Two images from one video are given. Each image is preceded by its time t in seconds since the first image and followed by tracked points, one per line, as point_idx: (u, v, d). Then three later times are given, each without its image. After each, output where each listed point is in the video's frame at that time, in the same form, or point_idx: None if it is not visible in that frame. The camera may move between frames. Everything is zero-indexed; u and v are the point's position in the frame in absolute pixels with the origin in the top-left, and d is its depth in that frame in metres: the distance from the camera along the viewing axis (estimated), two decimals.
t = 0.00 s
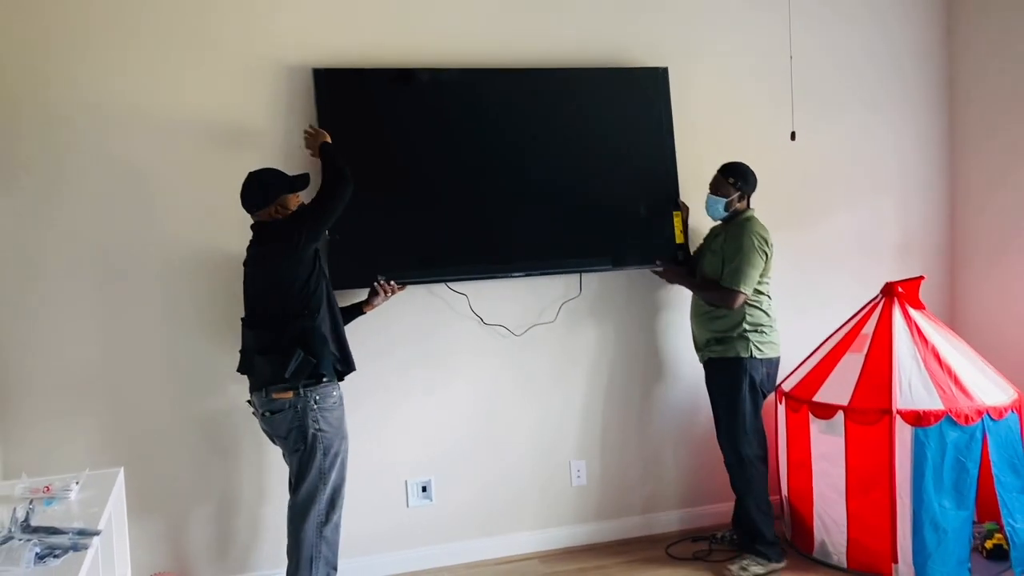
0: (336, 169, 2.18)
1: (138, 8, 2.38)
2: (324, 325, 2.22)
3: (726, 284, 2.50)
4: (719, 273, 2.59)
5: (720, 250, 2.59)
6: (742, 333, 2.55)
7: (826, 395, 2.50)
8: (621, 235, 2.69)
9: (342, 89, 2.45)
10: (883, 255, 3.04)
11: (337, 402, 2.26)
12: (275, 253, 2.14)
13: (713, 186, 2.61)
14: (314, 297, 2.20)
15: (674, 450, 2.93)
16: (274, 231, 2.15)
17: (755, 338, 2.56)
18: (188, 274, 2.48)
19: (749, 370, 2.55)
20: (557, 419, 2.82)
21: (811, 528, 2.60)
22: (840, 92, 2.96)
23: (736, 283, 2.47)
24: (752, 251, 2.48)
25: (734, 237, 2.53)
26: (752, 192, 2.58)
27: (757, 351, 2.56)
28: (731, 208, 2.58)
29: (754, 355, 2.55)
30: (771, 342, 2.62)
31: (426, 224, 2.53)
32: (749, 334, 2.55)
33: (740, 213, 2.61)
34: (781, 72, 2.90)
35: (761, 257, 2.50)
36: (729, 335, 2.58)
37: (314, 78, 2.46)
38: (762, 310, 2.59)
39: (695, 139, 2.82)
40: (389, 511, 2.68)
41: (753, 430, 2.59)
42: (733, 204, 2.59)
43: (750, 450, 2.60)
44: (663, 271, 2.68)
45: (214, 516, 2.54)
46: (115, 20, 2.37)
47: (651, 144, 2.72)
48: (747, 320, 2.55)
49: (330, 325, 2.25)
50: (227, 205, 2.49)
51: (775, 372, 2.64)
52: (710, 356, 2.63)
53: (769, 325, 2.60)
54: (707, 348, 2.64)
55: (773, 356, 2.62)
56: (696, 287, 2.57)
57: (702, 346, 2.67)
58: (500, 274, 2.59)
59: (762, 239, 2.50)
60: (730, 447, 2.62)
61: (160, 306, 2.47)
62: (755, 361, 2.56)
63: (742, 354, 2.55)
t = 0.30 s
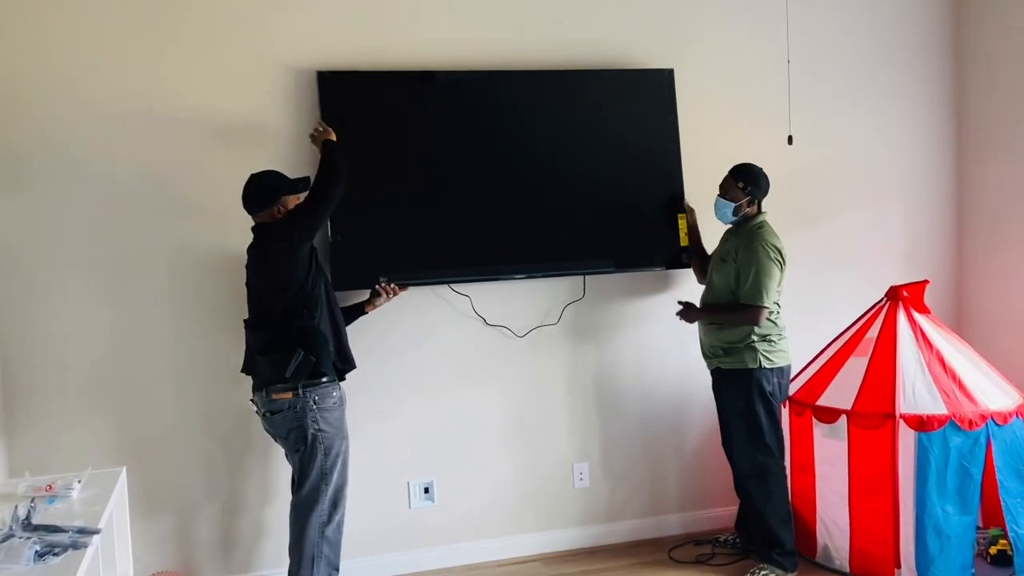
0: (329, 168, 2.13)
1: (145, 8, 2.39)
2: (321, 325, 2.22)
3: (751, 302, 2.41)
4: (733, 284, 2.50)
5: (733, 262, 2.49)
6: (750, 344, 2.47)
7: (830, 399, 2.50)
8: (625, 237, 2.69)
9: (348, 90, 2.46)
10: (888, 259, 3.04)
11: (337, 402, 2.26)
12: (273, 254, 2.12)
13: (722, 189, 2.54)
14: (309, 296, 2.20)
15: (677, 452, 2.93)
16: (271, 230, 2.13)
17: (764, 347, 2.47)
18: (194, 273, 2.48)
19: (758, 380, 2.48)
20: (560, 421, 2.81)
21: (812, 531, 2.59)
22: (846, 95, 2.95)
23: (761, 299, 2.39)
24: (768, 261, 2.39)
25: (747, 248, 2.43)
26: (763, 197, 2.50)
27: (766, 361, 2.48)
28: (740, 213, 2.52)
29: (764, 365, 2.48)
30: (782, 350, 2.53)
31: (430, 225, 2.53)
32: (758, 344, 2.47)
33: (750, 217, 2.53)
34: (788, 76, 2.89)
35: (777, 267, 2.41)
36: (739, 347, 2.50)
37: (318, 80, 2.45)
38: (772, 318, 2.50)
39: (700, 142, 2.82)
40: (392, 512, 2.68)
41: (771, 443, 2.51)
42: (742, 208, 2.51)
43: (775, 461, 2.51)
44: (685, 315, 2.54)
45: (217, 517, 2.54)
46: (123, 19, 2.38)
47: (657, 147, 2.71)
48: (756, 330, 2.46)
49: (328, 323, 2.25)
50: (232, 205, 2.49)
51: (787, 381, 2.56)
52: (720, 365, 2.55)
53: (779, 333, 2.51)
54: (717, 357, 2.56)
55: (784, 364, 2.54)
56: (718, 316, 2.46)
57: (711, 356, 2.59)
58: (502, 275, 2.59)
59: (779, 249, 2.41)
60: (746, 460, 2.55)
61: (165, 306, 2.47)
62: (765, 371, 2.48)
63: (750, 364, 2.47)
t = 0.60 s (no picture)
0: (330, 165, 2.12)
1: (155, 7, 2.40)
2: (327, 319, 2.22)
3: (774, 312, 2.36)
4: (753, 293, 2.48)
5: (750, 270, 2.46)
6: (768, 349, 2.45)
7: (836, 402, 2.49)
8: (633, 239, 2.68)
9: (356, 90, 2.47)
10: (896, 262, 3.03)
11: (340, 399, 2.26)
12: (278, 250, 2.12)
13: (730, 194, 2.52)
14: (315, 293, 2.20)
15: (682, 454, 2.92)
16: (276, 227, 2.14)
17: (781, 351, 2.46)
18: (202, 271, 2.49)
19: (777, 384, 2.46)
20: (567, 422, 2.81)
21: (818, 535, 2.57)
22: (855, 97, 2.95)
23: (786, 308, 2.34)
24: (786, 267, 2.35)
25: (763, 256, 2.39)
26: (772, 201, 2.49)
27: (784, 365, 2.47)
28: (747, 218, 2.51)
29: (782, 369, 2.46)
30: (800, 354, 2.52)
31: (436, 224, 2.53)
32: (776, 348, 2.45)
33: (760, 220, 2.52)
34: (796, 78, 2.89)
35: (796, 273, 2.38)
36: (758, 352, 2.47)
37: (324, 80, 2.47)
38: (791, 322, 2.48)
39: (708, 143, 2.82)
40: (397, 511, 2.67)
41: (792, 447, 2.48)
42: (749, 212, 2.50)
43: (795, 469, 2.50)
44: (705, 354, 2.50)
45: (222, 515, 2.54)
46: (132, 18, 2.39)
47: (666, 148, 2.71)
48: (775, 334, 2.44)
49: (334, 319, 2.26)
50: (241, 202, 2.49)
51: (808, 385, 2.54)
52: (736, 370, 2.53)
53: (796, 336, 2.50)
54: (733, 363, 2.54)
55: (802, 368, 2.52)
56: (742, 340, 2.41)
57: (727, 362, 2.57)
58: (505, 276, 2.58)
59: (795, 255, 2.38)
60: (769, 465, 2.50)
61: (173, 303, 2.47)
62: (783, 375, 2.47)
63: (768, 369, 2.46)
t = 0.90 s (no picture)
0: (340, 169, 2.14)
1: (168, 8, 2.41)
2: (337, 319, 2.23)
3: (791, 321, 2.35)
4: (767, 299, 2.47)
5: (765, 277, 2.45)
6: (784, 355, 2.44)
7: (847, 405, 2.48)
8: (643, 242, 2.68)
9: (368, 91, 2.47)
10: (907, 264, 3.02)
11: (348, 400, 2.26)
12: (288, 250, 2.13)
13: (742, 201, 2.51)
14: (325, 295, 2.20)
15: (691, 456, 2.92)
16: (286, 229, 2.16)
17: (798, 356, 2.45)
18: (213, 272, 2.50)
19: (794, 390, 2.46)
20: (576, 425, 2.81)
21: (828, 539, 2.56)
22: (866, 99, 2.94)
23: (803, 316, 2.33)
24: (802, 275, 2.35)
25: (778, 263, 2.39)
26: (785, 208, 2.47)
27: (801, 370, 2.46)
28: (760, 224, 2.50)
29: (798, 375, 2.45)
30: (817, 358, 2.50)
31: (446, 226, 2.53)
32: (792, 353, 2.44)
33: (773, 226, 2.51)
34: (807, 79, 2.88)
35: (811, 281, 2.38)
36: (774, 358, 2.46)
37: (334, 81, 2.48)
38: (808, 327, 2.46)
39: (718, 145, 2.82)
40: (407, 512, 2.68)
41: (808, 451, 2.47)
42: (762, 218, 2.49)
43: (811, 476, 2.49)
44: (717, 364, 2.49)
45: (232, 515, 2.55)
46: (145, 20, 2.40)
47: (675, 150, 2.70)
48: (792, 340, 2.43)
49: (344, 320, 2.26)
50: (252, 204, 2.50)
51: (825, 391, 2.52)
52: (752, 375, 2.53)
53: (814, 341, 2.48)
54: (749, 368, 2.54)
55: (820, 372, 2.51)
56: (757, 348, 2.41)
57: (742, 367, 2.56)
58: (514, 279, 2.58)
59: (810, 263, 2.37)
60: (784, 470, 2.50)
61: (184, 304, 2.48)
62: (799, 381, 2.46)
63: (785, 375, 2.45)
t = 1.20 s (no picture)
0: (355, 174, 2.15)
1: (179, 11, 2.42)
2: (348, 323, 2.23)
3: (792, 322, 2.35)
4: (775, 300, 2.47)
5: (774, 277, 2.45)
6: (791, 356, 2.43)
7: (858, 408, 2.47)
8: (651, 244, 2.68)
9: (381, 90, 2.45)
10: (918, 266, 3.00)
11: (358, 402, 2.27)
12: (301, 251, 2.15)
13: (757, 204, 2.50)
14: (336, 298, 2.21)
15: (700, 459, 2.91)
16: (299, 231, 2.17)
17: (807, 358, 2.44)
18: (223, 274, 2.51)
19: (802, 392, 2.46)
20: (585, 427, 2.81)
21: (839, 543, 2.55)
22: (877, 100, 2.93)
23: (806, 318, 2.33)
24: (810, 278, 2.34)
25: (788, 264, 2.38)
26: (799, 212, 2.47)
27: (809, 372, 2.45)
28: (775, 228, 2.49)
29: (807, 376, 2.45)
30: (826, 360, 2.50)
31: (455, 228, 2.53)
32: (801, 355, 2.43)
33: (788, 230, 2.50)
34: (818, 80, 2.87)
35: (820, 283, 2.37)
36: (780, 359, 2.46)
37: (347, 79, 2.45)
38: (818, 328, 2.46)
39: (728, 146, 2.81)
40: (417, 514, 2.68)
41: (815, 455, 2.48)
42: (777, 222, 2.48)
43: (818, 478, 2.49)
44: (718, 361, 2.47)
45: (242, 516, 2.56)
46: (155, 22, 2.41)
47: (687, 153, 2.68)
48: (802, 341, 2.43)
49: (355, 324, 2.26)
50: (262, 206, 2.51)
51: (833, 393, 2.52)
52: (761, 377, 2.53)
53: (823, 342, 2.48)
54: (758, 369, 2.53)
55: (829, 375, 2.50)
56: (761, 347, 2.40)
57: (751, 366, 2.56)
58: (522, 283, 2.59)
59: (820, 265, 2.36)
60: (792, 473, 2.50)
61: (195, 306, 2.50)
62: (808, 382, 2.46)
63: (793, 376, 2.45)
